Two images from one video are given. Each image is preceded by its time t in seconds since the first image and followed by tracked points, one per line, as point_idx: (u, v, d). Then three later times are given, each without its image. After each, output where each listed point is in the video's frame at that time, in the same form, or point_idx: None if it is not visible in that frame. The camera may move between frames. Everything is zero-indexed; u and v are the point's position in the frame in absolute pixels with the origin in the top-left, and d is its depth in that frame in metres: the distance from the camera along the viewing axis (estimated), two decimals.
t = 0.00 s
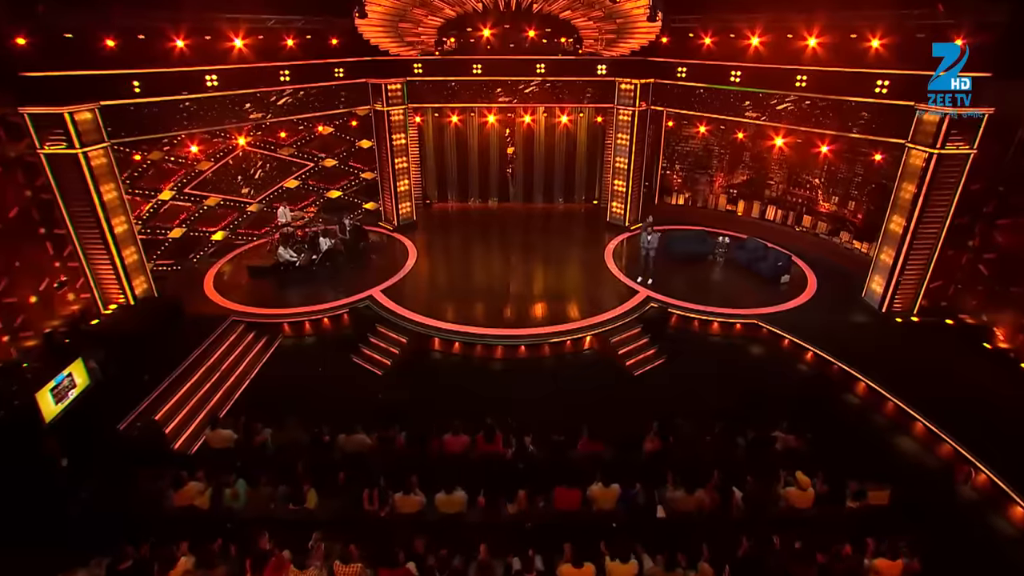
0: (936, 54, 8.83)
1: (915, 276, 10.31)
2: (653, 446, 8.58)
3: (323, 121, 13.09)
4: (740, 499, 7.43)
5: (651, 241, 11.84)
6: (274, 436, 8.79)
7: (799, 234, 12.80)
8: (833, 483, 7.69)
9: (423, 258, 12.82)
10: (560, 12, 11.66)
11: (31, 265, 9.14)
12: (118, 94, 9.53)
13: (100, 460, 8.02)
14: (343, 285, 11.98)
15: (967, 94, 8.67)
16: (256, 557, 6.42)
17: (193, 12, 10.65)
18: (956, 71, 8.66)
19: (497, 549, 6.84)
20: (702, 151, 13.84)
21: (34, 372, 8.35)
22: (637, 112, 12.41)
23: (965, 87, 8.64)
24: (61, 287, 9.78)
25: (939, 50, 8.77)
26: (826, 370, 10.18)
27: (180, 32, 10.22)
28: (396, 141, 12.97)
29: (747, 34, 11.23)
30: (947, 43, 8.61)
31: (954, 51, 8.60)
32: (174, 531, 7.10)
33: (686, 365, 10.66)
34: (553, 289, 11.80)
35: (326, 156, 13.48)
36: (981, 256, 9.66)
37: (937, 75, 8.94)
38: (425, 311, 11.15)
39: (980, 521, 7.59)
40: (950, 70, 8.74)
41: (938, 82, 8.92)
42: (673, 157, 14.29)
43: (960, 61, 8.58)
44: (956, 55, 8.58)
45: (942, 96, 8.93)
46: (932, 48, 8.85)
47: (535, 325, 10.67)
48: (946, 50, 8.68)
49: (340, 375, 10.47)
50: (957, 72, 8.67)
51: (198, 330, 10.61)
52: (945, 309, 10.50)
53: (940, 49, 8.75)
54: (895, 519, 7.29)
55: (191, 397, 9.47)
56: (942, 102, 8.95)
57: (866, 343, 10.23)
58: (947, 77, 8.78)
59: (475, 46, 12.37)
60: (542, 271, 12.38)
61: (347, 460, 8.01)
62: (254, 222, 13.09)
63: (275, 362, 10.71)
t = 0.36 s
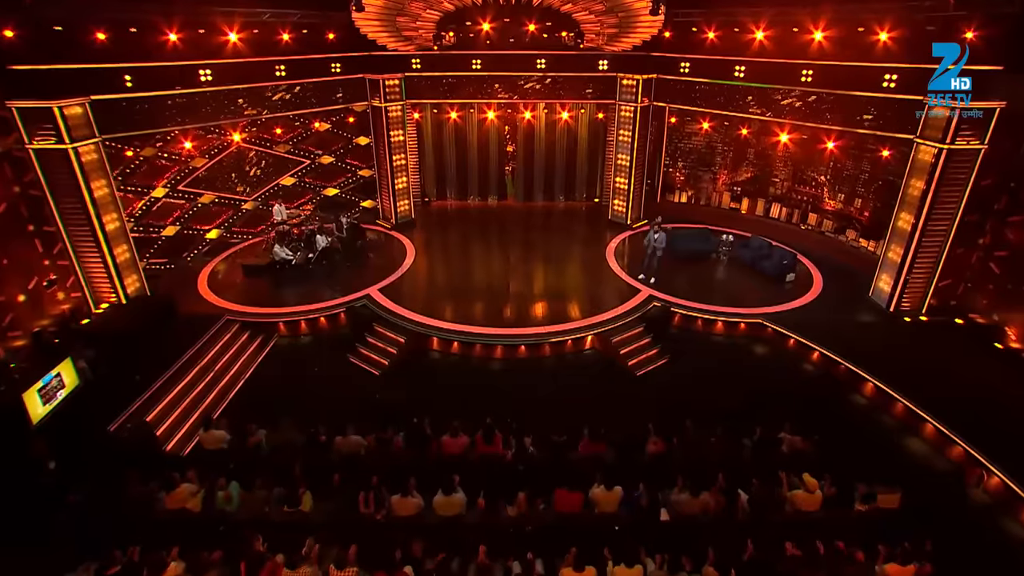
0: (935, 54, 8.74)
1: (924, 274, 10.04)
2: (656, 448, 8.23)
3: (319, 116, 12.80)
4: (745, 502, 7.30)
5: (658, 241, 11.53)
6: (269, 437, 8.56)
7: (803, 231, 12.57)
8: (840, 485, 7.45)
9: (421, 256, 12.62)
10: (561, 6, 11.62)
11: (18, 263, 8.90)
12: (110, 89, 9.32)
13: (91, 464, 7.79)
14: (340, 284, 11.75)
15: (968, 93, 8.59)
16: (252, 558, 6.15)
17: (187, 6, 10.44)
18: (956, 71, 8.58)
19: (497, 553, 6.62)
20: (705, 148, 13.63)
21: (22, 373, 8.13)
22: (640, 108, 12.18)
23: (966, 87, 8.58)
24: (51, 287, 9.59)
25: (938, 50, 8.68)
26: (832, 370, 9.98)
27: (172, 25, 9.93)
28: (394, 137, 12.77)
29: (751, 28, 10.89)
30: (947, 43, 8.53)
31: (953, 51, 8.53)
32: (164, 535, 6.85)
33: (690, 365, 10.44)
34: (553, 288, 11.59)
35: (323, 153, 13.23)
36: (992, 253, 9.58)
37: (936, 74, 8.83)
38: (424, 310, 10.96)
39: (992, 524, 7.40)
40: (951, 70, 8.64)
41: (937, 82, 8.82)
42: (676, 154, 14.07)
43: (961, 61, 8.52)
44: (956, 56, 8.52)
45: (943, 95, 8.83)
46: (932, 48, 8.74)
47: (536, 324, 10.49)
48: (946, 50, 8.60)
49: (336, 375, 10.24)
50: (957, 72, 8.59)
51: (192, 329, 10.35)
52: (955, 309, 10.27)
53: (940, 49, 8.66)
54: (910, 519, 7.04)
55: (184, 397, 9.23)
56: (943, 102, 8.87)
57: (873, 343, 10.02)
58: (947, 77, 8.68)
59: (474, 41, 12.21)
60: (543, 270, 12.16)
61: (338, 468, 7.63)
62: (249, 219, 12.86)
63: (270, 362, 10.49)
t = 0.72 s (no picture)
0: (936, 54, 8.66)
1: (934, 273, 9.79)
2: (660, 452, 7.76)
3: (315, 114, 12.57)
4: (752, 507, 6.87)
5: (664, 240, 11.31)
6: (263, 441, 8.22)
7: (809, 231, 12.34)
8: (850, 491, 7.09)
9: (419, 256, 12.39)
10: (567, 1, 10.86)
11: (3, 263, 8.88)
12: (101, 84, 9.03)
13: (78, 469, 7.60)
14: (337, 284, 11.50)
15: (968, 94, 8.46)
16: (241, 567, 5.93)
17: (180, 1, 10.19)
18: (956, 71, 8.45)
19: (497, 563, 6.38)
20: (708, 147, 13.39)
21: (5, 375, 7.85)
22: (642, 105, 11.99)
23: (965, 87, 8.42)
24: (38, 286, 9.47)
25: (938, 50, 8.60)
26: (840, 373, 9.74)
27: (165, 20, 9.82)
28: (392, 135, 12.55)
29: (756, 23, 10.62)
30: (947, 43, 8.44)
31: (954, 51, 8.43)
32: (152, 540, 6.73)
33: (695, 366, 10.19)
34: (554, 288, 11.37)
35: (319, 151, 12.97)
36: (1006, 252, 9.28)
37: (936, 74, 8.74)
38: (421, 310, 10.76)
39: (1009, 531, 7.14)
40: (951, 69, 8.51)
41: (938, 82, 8.73)
42: (679, 153, 13.82)
43: (961, 62, 8.41)
44: (955, 57, 8.42)
45: (943, 95, 8.75)
46: (932, 48, 8.68)
47: (535, 325, 10.32)
48: (946, 50, 8.51)
49: (331, 376, 9.97)
50: (957, 72, 8.45)
51: (184, 330, 10.13)
52: (967, 310, 10.02)
53: (940, 49, 8.58)
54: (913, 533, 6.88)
55: (176, 400, 8.97)
56: (944, 101, 8.82)
57: (882, 344, 9.77)
58: (947, 77, 8.57)
59: (474, 37, 11.96)
60: (543, 270, 11.93)
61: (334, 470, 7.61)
62: (243, 219, 12.59)
63: (264, 364, 10.23)
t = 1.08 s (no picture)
0: (936, 54, 8.51)
1: (945, 273, 9.54)
2: (664, 457, 7.59)
3: (311, 112, 12.25)
4: (760, 513, 6.67)
5: (671, 236, 11.44)
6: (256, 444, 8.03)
7: (814, 231, 12.10)
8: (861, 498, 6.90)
9: (417, 256, 12.14)
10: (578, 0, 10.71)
11: None
12: (91, 80, 8.78)
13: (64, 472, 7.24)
14: (333, 285, 11.25)
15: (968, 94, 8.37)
16: None
17: None
18: (956, 71, 8.33)
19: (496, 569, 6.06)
20: (712, 146, 13.14)
21: None
22: (644, 103, 11.74)
23: (965, 87, 8.31)
24: (25, 286, 9.23)
25: (939, 50, 8.45)
26: (848, 375, 9.50)
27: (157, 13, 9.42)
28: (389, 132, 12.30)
29: (762, 18, 10.33)
30: (946, 43, 8.31)
31: (953, 51, 8.29)
32: (143, 548, 6.30)
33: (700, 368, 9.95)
34: (555, 289, 11.13)
35: (315, 149, 12.67)
36: (1019, 252, 9.20)
37: (936, 74, 8.62)
38: (419, 311, 10.52)
39: None
40: (951, 69, 8.39)
41: (938, 82, 8.63)
42: (682, 151, 13.58)
43: (960, 60, 8.25)
44: (955, 57, 8.28)
45: (945, 94, 8.67)
46: (932, 48, 8.53)
47: (535, 325, 10.08)
48: (946, 49, 8.37)
49: (327, 379, 9.73)
50: (957, 72, 8.33)
51: (176, 331, 9.91)
52: (979, 310, 9.79)
53: (940, 48, 8.44)
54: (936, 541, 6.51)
55: (167, 403, 8.71)
56: (945, 101, 8.75)
57: (892, 346, 9.52)
58: (947, 77, 8.46)
59: (473, 33, 11.66)
60: (544, 270, 11.70)
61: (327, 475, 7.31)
62: (237, 219, 12.33)
63: (259, 366, 9.99)
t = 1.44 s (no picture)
0: (936, 54, 8.39)
1: (958, 273, 9.28)
2: (670, 462, 7.33)
3: (307, 109, 12.01)
4: (769, 520, 6.49)
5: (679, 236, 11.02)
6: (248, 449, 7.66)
7: (821, 231, 11.86)
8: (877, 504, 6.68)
9: (416, 257, 11.87)
10: None
11: None
12: (81, 75, 8.52)
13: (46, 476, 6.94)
14: (329, 285, 10.99)
15: (968, 94, 8.30)
16: None
17: None
18: (956, 71, 8.23)
19: None
20: (716, 144, 12.90)
21: None
22: (647, 100, 11.48)
23: (965, 87, 8.22)
24: (11, 286, 9.04)
25: (939, 50, 8.33)
26: (858, 377, 9.25)
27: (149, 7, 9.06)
28: (387, 130, 12.06)
29: (767, 13, 10.09)
30: (946, 43, 8.19)
31: (953, 51, 8.17)
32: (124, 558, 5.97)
33: (705, 371, 9.69)
34: (556, 290, 10.87)
35: (311, 148, 12.42)
36: None
37: (936, 74, 8.51)
38: (418, 313, 10.24)
39: None
40: (950, 70, 8.30)
41: (938, 82, 8.53)
42: (685, 151, 13.30)
43: (960, 62, 8.14)
44: (956, 56, 8.15)
45: (944, 94, 8.61)
46: (932, 47, 8.39)
47: (537, 327, 9.83)
48: (946, 49, 8.25)
49: (322, 381, 9.47)
50: (957, 72, 8.23)
51: (167, 332, 9.66)
52: (993, 312, 9.52)
53: (939, 48, 8.32)
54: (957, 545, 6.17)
55: (156, 407, 8.45)
56: (945, 100, 8.69)
57: (904, 348, 9.25)
58: (947, 77, 8.36)
59: (473, 29, 11.37)
60: (545, 271, 11.44)
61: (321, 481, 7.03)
62: (232, 219, 12.08)
63: (253, 368, 9.75)
